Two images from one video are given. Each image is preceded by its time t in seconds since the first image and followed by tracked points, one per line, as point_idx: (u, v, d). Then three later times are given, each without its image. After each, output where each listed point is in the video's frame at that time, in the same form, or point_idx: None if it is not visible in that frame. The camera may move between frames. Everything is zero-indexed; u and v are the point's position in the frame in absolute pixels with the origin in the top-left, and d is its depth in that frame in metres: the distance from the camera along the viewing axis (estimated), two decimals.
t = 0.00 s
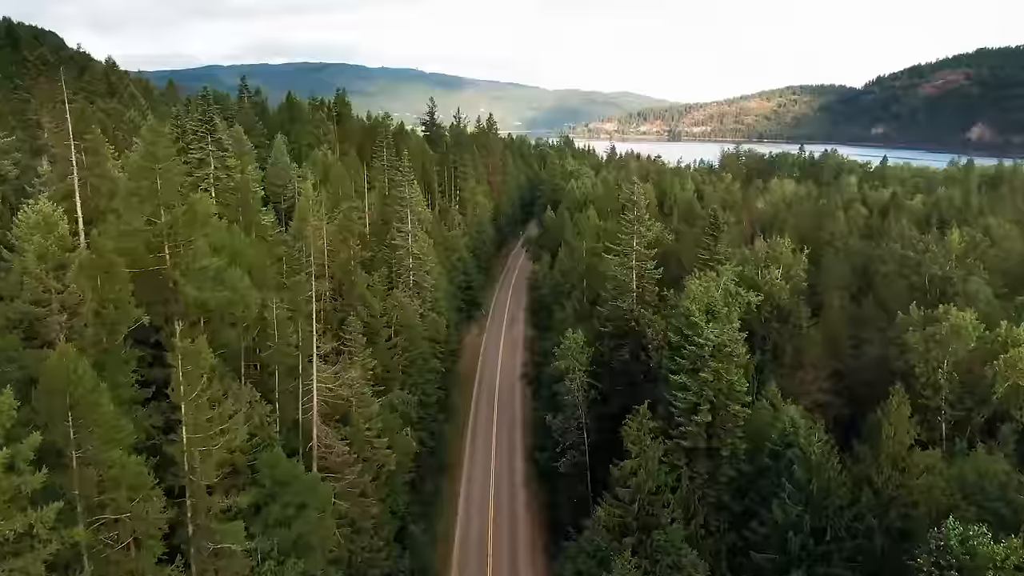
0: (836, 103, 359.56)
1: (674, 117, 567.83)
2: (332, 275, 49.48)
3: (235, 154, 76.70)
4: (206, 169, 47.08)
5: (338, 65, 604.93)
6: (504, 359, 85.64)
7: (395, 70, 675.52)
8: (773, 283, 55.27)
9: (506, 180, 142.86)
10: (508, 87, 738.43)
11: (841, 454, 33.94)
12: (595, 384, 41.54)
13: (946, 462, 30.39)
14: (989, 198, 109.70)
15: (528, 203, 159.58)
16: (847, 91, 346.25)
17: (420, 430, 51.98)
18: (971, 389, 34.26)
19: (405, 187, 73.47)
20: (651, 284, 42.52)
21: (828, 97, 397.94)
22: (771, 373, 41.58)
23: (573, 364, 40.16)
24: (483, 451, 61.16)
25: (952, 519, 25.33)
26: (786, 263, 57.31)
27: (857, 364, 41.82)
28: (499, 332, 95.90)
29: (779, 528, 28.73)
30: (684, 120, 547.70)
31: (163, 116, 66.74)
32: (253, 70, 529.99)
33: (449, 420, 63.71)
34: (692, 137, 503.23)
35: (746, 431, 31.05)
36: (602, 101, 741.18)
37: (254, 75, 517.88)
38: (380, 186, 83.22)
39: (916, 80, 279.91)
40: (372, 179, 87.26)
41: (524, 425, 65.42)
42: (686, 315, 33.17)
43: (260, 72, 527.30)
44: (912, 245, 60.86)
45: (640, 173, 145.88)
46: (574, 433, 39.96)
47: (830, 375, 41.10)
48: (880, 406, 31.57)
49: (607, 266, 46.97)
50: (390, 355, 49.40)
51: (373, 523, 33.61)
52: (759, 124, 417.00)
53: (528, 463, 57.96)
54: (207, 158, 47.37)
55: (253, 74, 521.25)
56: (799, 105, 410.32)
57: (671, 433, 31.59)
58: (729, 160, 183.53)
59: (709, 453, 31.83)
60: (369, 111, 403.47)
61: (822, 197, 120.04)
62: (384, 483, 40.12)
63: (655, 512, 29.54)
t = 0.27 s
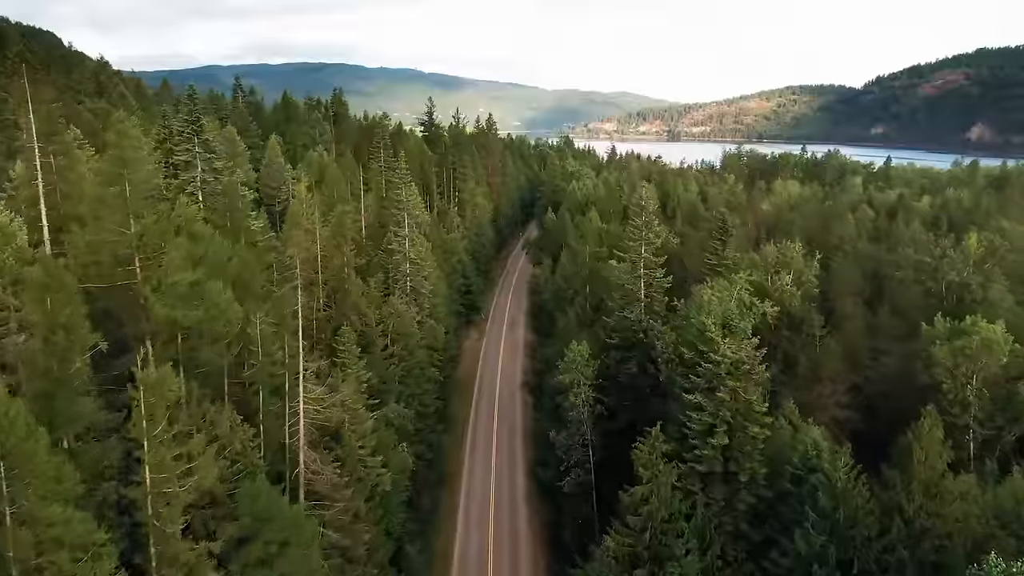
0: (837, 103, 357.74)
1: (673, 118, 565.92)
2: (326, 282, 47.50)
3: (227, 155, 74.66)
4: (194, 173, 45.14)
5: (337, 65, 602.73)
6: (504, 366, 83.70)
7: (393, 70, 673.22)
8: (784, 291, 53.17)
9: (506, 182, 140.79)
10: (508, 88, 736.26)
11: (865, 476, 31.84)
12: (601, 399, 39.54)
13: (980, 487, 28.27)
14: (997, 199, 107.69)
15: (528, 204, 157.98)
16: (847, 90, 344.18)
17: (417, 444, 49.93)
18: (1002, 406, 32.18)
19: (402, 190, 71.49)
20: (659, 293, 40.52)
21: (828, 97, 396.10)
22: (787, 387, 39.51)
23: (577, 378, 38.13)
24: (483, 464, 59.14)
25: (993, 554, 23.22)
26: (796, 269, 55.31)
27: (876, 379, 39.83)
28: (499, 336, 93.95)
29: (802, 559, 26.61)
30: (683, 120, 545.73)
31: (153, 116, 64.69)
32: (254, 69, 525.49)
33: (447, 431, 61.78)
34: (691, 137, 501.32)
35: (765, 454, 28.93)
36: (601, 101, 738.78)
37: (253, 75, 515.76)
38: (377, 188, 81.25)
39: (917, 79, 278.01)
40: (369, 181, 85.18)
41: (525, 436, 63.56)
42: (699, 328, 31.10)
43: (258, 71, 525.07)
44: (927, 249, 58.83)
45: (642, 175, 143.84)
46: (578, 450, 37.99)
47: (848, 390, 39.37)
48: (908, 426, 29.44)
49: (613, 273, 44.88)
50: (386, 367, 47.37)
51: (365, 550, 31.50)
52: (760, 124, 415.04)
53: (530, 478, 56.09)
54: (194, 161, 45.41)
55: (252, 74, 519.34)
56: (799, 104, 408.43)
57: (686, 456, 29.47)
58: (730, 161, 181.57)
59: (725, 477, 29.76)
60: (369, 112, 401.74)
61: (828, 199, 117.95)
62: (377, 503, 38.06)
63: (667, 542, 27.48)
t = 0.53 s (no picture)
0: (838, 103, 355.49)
1: (673, 117, 563.61)
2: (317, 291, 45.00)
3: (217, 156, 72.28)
4: (177, 176, 42.75)
5: (337, 65, 600.81)
6: (504, 373, 81.44)
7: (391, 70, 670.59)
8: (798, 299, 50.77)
9: (506, 183, 138.42)
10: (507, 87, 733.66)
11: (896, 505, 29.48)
12: (608, 418, 37.27)
13: None
14: (1007, 200, 105.31)
15: (528, 205, 155.63)
16: (848, 91, 342.10)
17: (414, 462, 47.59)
18: None
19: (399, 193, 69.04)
20: (671, 305, 38.13)
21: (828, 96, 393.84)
22: (807, 404, 37.15)
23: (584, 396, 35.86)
24: (483, 480, 56.95)
25: None
26: (810, 276, 52.94)
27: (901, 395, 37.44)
28: (499, 342, 91.66)
29: None
30: (683, 120, 543.38)
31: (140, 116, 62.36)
32: (253, 69, 523.49)
33: (445, 444, 59.54)
34: (691, 137, 499.00)
35: (791, 485, 26.51)
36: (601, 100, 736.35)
37: (252, 75, 513.71)
38: (374, 190, 78.84)
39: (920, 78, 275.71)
40: (365, 182, 82.79)
41: (526, 449, 61.32)
42: (717, 346, 28.65)
43: (257, 71, 523.07)
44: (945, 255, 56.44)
45: (644, 176, 141.45)
46: (585, 473, 35.78)
47: (870, 408, 37.02)
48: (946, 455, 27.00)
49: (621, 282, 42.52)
50: (381, 381, 44.98)
51: None
52: (760, 124, 412.90)
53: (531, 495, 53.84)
54: (178, 164, 43.01)
55: (251, 74, 517.43)
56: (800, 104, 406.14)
57: (704, 488, 27.03)
58: (733, 161, 179.33)
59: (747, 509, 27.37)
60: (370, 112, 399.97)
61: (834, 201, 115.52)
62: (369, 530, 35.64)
63: None
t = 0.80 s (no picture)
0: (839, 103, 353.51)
1: (672, 117, 561.71)
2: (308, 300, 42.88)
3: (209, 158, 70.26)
4: (161, 179, 40.67)
5: (336, 65, 599.02)
6: (504, 380, 79.54)
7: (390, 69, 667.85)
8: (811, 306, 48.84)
9: (506, 184, 136.55)
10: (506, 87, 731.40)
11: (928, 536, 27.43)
12: (615, 435, 35.39)
13: None
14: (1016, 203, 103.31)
15: (528, 206, 153.87)
16: (848, 91, 340.78)
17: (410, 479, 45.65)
18: None
19: (396, 195, 67.01)
20: (682, 316, 36.12)
21: (828, 96, 391.88)
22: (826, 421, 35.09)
23: (590, 412, 33.87)
24: (483, 493, 55.08)
25: None
26: (822, 283, 51.02)
27: (925, 411, 35.49)
28: (499, 346, 89.78)
29: None
30: (682, 120, 541.37)
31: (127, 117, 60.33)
32: (252, 69, 521.61)
33: (443, 456, 57.67)
34: (691, 137, 497.12)
35: (820, 518, 24.37)
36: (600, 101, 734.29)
37: (250, 75, 511.82)
38: (371, 192, 76.82)
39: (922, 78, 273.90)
40: (362, 184, 80.79)
41: (527, 462, 59.47)
42: (736, 364, 26.62)
43: (256, 71, 521.06)
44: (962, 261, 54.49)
45: (645, 177, 139.70)
46: (591, 495, 33.94)
47: (894, 426, 34.98)
48: (987, 484, 24.90)
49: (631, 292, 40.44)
50: (376, 393, 42.94)
51: None
52: (759, 124, 411.65)
53: (532, 511, 52.03)
54: (161, 166, 41.01)
55: (249, 74, 515.41)
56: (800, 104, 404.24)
57: (723, 519, 24.92)
58: (735, 162, 177.70)
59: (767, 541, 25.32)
60: (369, 111, 398.23)
61: (839, 203, 113.86)
62: (362, 556, 33.65)
63: None
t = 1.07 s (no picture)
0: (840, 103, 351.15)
1: (672, 117, 559.44)
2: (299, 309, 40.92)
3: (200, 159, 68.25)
4: (143, 183, 38.88)
5: (335, 65, 596.74)
6: (505, 386, 77.53)
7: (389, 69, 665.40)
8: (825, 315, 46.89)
9: (505, 185, 134.40)
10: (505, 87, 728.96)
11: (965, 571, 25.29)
12: (624, 455, 33.36)
13: None
14: None
15: (528, 207, 151.82)
16: (849, 91, 338.68)
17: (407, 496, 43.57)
18: None
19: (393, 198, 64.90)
20: (694, 329, 34.08)
21: (829, 97, 389.51)
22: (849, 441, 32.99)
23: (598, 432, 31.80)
24: (482, 508, 53.15)
25: None
26: (835, 290, 49.06)
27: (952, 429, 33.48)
28: (500, 351, 87.74)
29: None
30: (682, 120, 539.03)
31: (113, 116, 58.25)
32: (250, 69, 519.28)
33: (441, 470, 55.73)
34: (691, 138, 494.89)
35: (852, 556, 22.22)
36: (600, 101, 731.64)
37: (248, 75, 509.41)
38: (366, 195, 74.79)
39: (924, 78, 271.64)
40: (358, 185, 78.72)
41: (528, 475, 57.50)
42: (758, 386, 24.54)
43: (254, 71, 518.62)
44: (982, 268, 52.35)
45: (647, 178, 137.50)
46: (597, 519, 32.07)
47: (920, 445, 32.92)
48: None
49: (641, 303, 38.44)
50: (370, 407, 40.93)
51: None
52: (760, 124, 409.56)
53: (534, 528, 50.12)
54: (143, 169, 39.16)
55: (248, 74, 513.08)
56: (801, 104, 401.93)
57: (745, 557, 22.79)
58: (736, 162, 175.61)
59: None
60: (368, 110, 397.66)
61: (845, 205, 111.58)
62: None
63: None
